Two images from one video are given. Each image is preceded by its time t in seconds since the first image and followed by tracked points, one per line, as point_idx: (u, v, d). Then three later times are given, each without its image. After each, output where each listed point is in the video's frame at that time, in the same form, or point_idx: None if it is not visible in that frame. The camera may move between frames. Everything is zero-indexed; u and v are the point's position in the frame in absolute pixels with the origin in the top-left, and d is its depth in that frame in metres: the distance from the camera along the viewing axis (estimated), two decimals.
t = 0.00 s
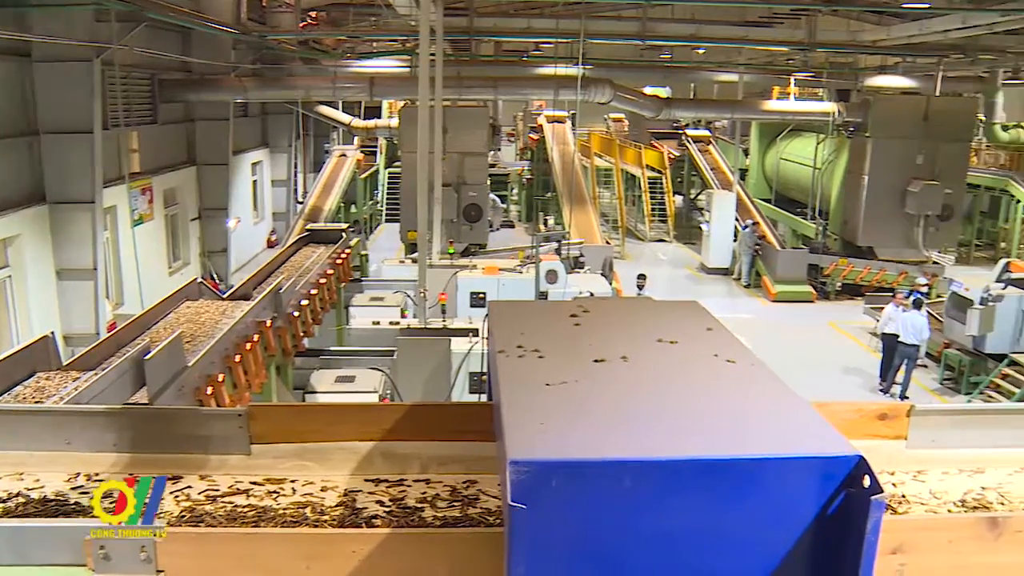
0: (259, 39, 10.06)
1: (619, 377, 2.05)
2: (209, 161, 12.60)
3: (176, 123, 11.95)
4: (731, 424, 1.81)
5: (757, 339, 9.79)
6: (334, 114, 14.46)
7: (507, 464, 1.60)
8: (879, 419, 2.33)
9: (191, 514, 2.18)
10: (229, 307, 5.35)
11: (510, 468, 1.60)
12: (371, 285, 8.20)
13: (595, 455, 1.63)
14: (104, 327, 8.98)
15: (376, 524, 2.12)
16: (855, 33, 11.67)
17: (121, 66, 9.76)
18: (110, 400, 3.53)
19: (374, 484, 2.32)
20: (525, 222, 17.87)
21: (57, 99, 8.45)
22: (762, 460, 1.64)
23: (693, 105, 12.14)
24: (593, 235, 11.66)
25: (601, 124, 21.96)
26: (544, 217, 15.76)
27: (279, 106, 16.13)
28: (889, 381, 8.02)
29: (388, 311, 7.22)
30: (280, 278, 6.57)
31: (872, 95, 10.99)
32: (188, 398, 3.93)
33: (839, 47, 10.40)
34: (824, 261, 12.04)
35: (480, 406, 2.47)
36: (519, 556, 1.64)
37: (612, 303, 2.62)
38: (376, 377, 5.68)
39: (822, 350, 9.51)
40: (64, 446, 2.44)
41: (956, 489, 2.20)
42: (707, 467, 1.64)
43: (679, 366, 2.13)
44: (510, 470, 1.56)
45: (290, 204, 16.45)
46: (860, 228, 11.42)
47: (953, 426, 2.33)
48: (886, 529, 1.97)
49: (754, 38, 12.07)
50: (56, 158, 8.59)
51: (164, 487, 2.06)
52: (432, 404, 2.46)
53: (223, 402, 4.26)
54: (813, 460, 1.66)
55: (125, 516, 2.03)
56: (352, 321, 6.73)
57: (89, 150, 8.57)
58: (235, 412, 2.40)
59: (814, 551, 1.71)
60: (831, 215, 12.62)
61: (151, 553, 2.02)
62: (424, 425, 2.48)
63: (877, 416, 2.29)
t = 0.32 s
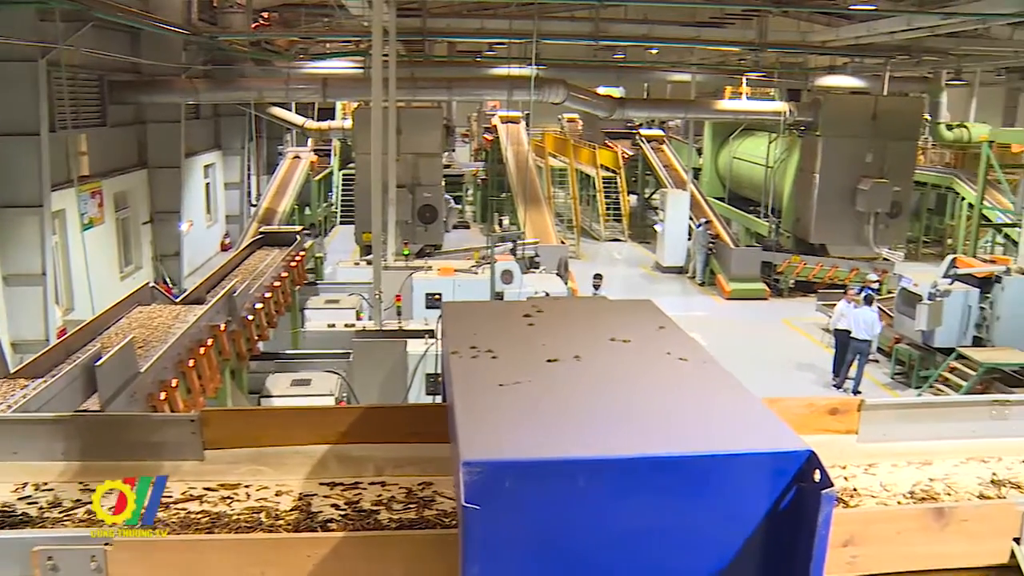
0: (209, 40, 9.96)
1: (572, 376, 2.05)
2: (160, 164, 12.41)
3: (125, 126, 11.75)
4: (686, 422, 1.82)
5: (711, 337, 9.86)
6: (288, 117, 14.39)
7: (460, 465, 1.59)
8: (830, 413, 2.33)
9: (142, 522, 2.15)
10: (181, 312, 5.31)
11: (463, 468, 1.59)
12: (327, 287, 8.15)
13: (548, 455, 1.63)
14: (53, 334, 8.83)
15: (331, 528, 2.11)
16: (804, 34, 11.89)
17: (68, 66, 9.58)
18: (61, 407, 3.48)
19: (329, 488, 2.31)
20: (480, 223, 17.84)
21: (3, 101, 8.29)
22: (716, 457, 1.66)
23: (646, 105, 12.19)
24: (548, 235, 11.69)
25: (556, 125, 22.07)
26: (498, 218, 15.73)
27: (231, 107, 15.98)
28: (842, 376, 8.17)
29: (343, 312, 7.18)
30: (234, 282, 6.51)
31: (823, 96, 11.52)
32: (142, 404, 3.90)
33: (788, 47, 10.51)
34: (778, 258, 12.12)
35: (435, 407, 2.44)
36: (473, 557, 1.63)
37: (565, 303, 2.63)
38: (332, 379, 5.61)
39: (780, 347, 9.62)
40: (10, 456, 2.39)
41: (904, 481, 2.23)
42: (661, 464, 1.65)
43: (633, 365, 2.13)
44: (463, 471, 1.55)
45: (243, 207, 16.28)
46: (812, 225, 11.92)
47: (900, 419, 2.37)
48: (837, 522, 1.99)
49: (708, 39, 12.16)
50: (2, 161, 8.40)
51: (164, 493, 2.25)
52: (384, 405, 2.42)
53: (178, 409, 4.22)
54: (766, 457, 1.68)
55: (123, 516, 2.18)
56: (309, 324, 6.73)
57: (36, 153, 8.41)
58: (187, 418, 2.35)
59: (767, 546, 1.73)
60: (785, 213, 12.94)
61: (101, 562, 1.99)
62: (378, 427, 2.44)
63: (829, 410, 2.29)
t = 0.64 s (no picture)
0: (160, 40, 9.82)
1: (526, 377, 2.05)
2: (111, 166, 12.19)
3: (75, 128, 11.50)
4: (640, 420, 1.83)
5: (667, 335, 9.94)
6: (239, 118, 14.21)
7: (414, 466, 1.58)
8: (783, 408, 2.35)
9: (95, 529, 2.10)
10: (135, 316, 5.21)
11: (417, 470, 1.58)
12: (281, 290, 8.09)
13: (504, 455, 1.63)
14: None
15: (287, 532, 2.09)
16: (756, 35, 12.10)
17: (15, 66, 9.33)
18: (7, 417, 3.39)
19: (285, 491, 2.29)
20: (435, 223, 17.60)
21: None
22: (670, 454, 1.67)
23: (601, 104, 12.28)
24: (504, 235, 11.69)
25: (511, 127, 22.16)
26: (453, 218, 15.60)
27: (183, 109, 15.77)
28: (796, 372, 8.30)
29: (297, 314, 7.11)
30: (187, 284, 6.43)
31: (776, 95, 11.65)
32: (93, 411, 3.85)
33: (740, 47, 11.08)
34: (733, 257, 12.31)
35: (391, 408, 2.44)
36: (428, 558, 1.62)
37: (520, 302, 2.64)
38: (288, 382, 5.43)
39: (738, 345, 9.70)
40: None
41: (857, 473, 2.23)
42: (615, 462, 1.65)
43: (586, 364, 2.14)
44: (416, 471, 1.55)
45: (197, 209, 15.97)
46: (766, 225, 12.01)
47: (850, 413, 2.39)
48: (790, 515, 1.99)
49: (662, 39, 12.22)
50: None
51: (163, 492, 2.29)
52: (334, 406, 2.42)
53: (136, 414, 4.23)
54: (719, 452, 1.70)
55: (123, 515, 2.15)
56: (262, 327, 6.66)
57: None
58: (140, 423, 2.32)
59: (720, 540, 1.75)
60: (738, 211, 13.08)
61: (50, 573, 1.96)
62: (327, 428, 2.45)
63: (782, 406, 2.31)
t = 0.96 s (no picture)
0: (110, 40, 9.66)
1: (483, 376, 2.05)
2: (64, 169, 11.99)
3: (25, 130, 11.27)
4: (596, 418, 1.84)
5: (625, 333, 10.00)
6: (194, 119, 13.99)
7: (370, 467, 1.57)
8: (740, 405, 2.37)
9: (47, 539, 2.06)
10: (88, 321, 5.12)
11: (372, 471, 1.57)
12: (238, 293, 7.99)
13: (461, 455, 1.62)
14: None
15: (244, 536, 2.06)
16: (710, 35, 12.24)
17: None
18: None
19: (242, 495, 2.27)
20: (393, 224, 17.55)
21: None
22: (626, 451, 1.68)
23: (557, 104, 12.33)
24: (461, 235, 11.68)
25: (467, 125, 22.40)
26: (411, 218, 15.46)
27: (136, 110, 15.54)
28: (754, 368, 8.39)
29: (256, 318, 6.98)
30: (143, 287, 6.34)
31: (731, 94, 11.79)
32: (46, 418, 3.81)
33: (700, 47, 11.24)
34: (689, 254, 12.26)
35: (346, 411, 2.44)
36: (386, 560, 1.61)
37: (477, 302, 2.64)
38: (246, 385, 5.33)
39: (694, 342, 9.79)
40: None
41: (812, 468, 2.24)
42: (572, 461, 1.66)
43: (543, 363, 2.15)
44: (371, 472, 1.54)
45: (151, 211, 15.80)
46: (722, 221, 12.19)
47: (804, 408, 2.41)
48: (746, 511, 2.00)
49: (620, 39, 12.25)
50: None
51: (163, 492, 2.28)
52: (289, 409, 2.40)
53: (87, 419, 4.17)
54: (675, 449, 1.71)
55: (124, 515, 2.16)
56: (221, 330, 6.64)
57: None
58: (94, 430, 2.28)
59: (677, 537, 1.76)
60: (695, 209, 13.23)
61: None
62: (282, 431, 2.43)
63: (738, 402, 2.32)
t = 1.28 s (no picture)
0: (57, 40, 9.45)
1: (437, 378, 2.05)
2: (10, 172, 11.73)
3: None
4: (551, 418, 1.85)
5: (583, 333, 10.02)
6: (146, 120, 13.67)
7: (324, 470, 1.56)
8: (694, 402, 2.39)
9: None
10: (39, 327, 5.03)
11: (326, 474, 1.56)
12: (193, 296, 7.97)
13: (417, 457, 1.62)
14: None
15: (199, 542, 2.03)
16: (665, 36, 12.32)
17: None
18: None
19: (196, 501, 2.24)
20: (349, 226, 17.12)
21: None
22: (579, 450, 1.69)
23: (513, 104, 12.32)
24: (418, 236, 11.64)
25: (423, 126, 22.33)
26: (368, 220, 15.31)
27: (86, 111, 15.21)
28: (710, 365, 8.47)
29: (210, 320, 7.08)
30: (95, 292, 6.08)
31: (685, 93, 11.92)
32: None
33: (653, 47, 11.43)
34: (646, 253, 12.33)
35: (300, 414, 2.43)
36: (341, 563, 1.59)
37: (432, 303, 2.64)
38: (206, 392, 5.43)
39: (642, 339, 9.87)
40: None
41: (767, 463, 2.25)
42: (527, 460, 1.66)
43: (498, 363, 2.15)
44: (325, 475, 1.52)
45: (103, 215, 15.46)
46: (679, 220, 12.22)
47: (759, 404, 2.43)
48: (701, 507, 2.00)
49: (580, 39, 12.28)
50: None
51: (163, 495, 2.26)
52: (248, 414, 2.40)
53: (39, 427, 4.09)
54: (628, 448, 1.73)
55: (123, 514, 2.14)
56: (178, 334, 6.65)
57: None
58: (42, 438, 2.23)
59: (633, 534, 1.77)
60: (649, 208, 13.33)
61: None
62: (241, 436, 2.41)
63: (693, 399, 2.34)
